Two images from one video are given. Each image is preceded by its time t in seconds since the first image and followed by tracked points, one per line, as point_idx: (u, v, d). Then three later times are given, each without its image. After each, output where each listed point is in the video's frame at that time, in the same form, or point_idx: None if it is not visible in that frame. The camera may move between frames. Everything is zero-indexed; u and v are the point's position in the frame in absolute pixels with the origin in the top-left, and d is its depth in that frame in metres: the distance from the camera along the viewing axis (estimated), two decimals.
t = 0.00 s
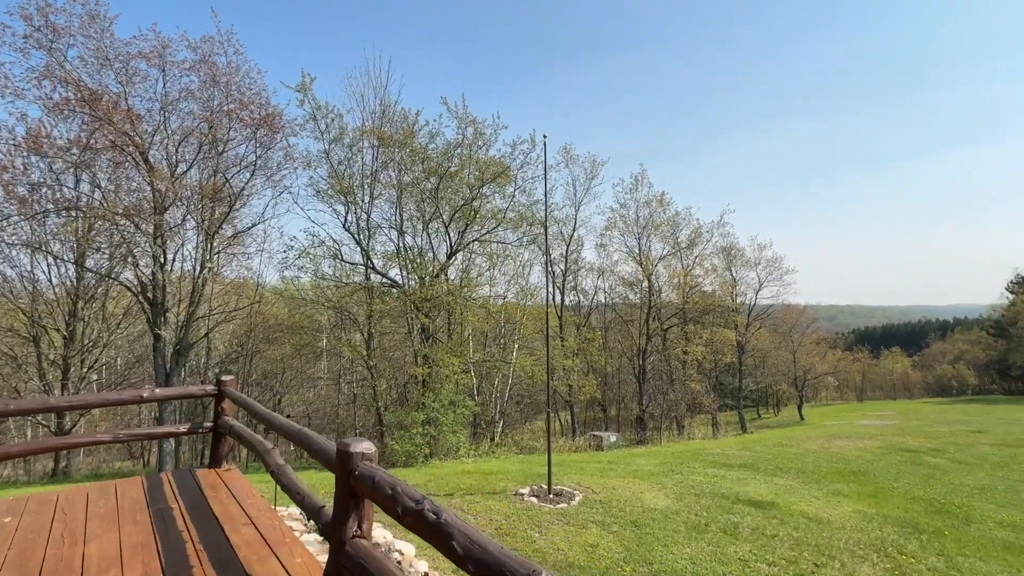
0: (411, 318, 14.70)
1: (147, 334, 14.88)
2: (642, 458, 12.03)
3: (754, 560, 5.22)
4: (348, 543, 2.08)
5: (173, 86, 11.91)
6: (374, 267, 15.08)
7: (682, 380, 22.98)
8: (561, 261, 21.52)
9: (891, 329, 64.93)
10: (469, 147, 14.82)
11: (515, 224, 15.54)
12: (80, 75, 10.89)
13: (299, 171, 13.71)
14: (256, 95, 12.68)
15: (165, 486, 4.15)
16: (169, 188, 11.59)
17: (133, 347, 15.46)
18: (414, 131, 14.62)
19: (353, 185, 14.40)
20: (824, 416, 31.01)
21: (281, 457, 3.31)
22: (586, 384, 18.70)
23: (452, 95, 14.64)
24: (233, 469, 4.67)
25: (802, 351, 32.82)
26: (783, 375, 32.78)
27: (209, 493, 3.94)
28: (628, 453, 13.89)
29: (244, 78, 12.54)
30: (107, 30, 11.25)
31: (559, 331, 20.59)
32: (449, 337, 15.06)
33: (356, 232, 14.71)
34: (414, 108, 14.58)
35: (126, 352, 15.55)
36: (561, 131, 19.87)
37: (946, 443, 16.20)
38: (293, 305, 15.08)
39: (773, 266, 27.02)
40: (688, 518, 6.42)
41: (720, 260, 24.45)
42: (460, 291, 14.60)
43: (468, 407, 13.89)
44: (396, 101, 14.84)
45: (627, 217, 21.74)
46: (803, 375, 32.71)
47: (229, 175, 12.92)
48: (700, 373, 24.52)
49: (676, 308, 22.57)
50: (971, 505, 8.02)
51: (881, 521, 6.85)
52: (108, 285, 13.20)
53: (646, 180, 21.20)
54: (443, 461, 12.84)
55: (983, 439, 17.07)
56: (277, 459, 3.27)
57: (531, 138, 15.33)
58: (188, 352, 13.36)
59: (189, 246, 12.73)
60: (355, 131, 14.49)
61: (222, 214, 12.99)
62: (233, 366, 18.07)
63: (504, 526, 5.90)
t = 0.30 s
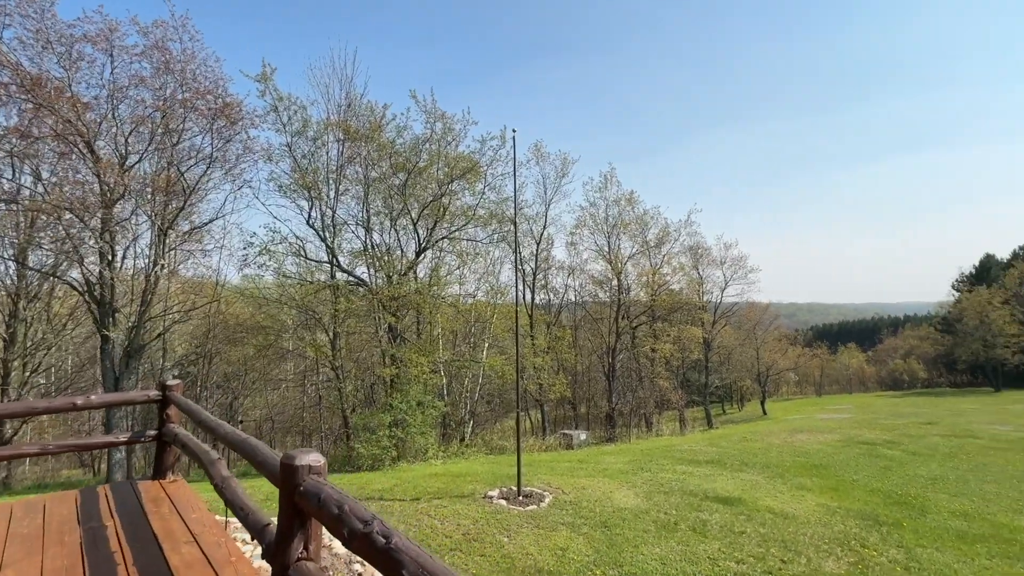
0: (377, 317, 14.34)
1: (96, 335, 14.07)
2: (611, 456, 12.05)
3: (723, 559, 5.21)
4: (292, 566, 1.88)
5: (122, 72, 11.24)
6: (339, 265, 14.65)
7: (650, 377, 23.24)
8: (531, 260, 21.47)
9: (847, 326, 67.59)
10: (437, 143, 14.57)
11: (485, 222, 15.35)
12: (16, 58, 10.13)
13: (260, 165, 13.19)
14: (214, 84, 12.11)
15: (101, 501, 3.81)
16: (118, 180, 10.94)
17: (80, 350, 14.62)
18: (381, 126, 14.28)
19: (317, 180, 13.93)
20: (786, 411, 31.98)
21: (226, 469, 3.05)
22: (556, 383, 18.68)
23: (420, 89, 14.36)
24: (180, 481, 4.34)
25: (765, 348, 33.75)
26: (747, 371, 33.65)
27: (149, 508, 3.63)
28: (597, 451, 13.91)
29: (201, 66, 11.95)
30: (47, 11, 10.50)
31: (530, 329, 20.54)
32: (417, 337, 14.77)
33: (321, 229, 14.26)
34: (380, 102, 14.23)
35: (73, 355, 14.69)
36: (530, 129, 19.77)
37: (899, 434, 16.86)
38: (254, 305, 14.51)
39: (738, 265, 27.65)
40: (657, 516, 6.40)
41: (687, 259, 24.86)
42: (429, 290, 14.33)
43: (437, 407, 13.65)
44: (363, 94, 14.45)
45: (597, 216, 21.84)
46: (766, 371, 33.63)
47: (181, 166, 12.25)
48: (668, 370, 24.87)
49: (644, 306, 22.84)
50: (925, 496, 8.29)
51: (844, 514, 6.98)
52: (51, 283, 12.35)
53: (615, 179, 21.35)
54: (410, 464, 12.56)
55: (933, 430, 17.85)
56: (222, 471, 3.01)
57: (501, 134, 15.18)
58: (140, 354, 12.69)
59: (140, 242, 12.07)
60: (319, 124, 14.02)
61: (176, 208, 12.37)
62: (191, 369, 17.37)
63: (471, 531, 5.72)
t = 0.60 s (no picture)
0: (339, 317, 13.92)
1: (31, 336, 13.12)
2: (577, 454, 12.06)
3: (687, 556, 5.23)
4: None
5: (60, 55, 10.46)
6: (299, 263, 14.15)
7: (616, 375, 23.47)
8: (498, 258, 21.35)
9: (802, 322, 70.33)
10: (401, 137, 14.22)
11: (450, 219, 15.09)
12: None
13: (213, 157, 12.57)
14: (163, 71, 11.45)
15: (23, 520, 3.48)
16: (54, 170, 10.16)
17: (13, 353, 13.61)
18: (342, 119, 13.84)
19: (275, 174, 13.40)
20: (745, 405, 32.98)
21: (161, 485, 2.80)
22: (522, 381, 18.63)
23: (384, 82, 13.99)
24: (120, 498, 4.03)
25: (726, 344, 34.70)
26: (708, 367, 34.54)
27: (77, 528, 3.33)
28: (563, 448, 13.93)
29: (149, 51, 11.27)
30: None
31: (496, 327, 20.42)
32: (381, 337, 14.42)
33: (279, 224, 13.73)
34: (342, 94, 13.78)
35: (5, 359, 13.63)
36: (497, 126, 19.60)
37: (850, 426, 17.59)
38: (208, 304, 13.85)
39: (700, 263, 28.25)
40: (622, 515, 6.40)
41: (651, 257, 25.24)
42: (392, 289, 14.00)
43: (401, 407, 13.38)
44: (324, 86, 13.98)
45: (563, 214, 21.90)
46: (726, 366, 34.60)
47: (125, 157, 11.54)
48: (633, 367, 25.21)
49: (610, 304, 23.07)
50: (877, 486, 8.62)
51: (802, 507, 7.15)
52: None
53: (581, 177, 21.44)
54: (373, 467, 12.26)
55: (881, 421, 18.69)
56: (156, 487, 2.77)
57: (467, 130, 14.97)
58: (80, 357, 11.89)
59: (80, 237, 11.29)
60: (277, 115, 13.47)
61: (120, 202, 11.63)
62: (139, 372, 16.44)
63: (434, 537, 5.56)
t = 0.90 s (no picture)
0: (293, 315, 13.39)
1: None
2: (539, 452, 12.04)
3: (646, 553, 5.24)
4: None
5: None
6: (250, 259, 13.54)
7: (577, 372, 23.66)
8: (460, 256, 21.13)
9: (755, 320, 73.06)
10: (359, 130, 13.82)
11: (410, 215, 14.77)
12: None
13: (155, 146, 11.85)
14: (97, 52, 10.67)
15: None
16: None
17: None
18: (296, 110, 13.31)
19: (224, 166, 12.76)
20: (701, 400, 33.95)
21: (76, 503, 2.54)
22: (484, 380, 18.50)
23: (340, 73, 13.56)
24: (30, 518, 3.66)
25: (684, 341, 35.61)
26: (666, 363, 35.35)
27: None
28: (525, 447, 13.90)
29: (81, 30, 10.47)
30: None
31: (457, 326, 20.20)
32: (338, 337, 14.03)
33: (229, 219, 13.08)
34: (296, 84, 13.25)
35: None
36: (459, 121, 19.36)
37: (800, 419, 18.33)
38: (150, 302, 13.07)
39: (659, 262, 28.89)
40: (582, 513, 6.38)
41: (612, 256, 25.59)
42: (351, 287, 13.61)
43: (357, 408, 13.02)
44: (277, 75, 13.41)
45: (525, 212, 21.87)
46: (684, 362, 35.51)
47: (55, 145, 10.74)
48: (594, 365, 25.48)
49: (572, 302, 23.22)
50: (824, 477, 8.97)
51: (755, 499, 7.34)
52: None
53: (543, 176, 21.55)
54: (329, 471, 11.86)
55: (827, 414, 19.58)
56: (69, 506, 2.51)
57: (428, 125, 14.72)
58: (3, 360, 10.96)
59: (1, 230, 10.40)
60: (226, 104, 12.82)
61: (49, 192, 10.79)
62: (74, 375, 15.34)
63: (389, 543, 5.37)
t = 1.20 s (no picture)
0: (240, 314, 12.75)
1: None
2: (496, 450, 11.97)
3: (600, 551, 5.26)
4: None
5: None
6: (192, 255, 12.81)
7: (536, 369, 23.76)
8: (417, 253, 20.78)
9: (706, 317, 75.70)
10: (310, 122, 13.31)
11: (364, 210, 14.36)
12: None
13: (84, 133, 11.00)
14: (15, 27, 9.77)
15: None
16: None
17: None
18: (242, 98, 12.67)
19: (163, 155, 11.99)
20: (655, 395, 34.85)
21: None
22: (442, 379, 18.26)
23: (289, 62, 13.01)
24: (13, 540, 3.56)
25: (639, 338, 36.43)
26: (622, 360, 36.07)
27: None
28: (481, 446, 13.78)
29: None
30: None
31: (414, 324, 19.86)
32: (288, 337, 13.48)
33: (168, 212, 12.32)
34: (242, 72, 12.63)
35: None
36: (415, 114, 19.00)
37: (747, 412, 19.09)
38: (79, 300, 12.15)
39: (616, 261, 29.42)
40: (538, 512, 6.35)
41: (569, 254, 25.83)
42: (302, 284, 13.10)
43: (308, 409, 12.56)
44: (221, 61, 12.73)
45: (483, 209, 21.74)
46: (639, 358, 36.33)
47: None
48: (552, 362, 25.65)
49: (530, 299, 23.25)
50: (769, 467, 9.33)
51: (706, 492, 7.54)
52: None
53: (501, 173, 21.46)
54: (277, 477, 11.37)
55: (772, 406, 20.48)
56: None
57: (383, 118, 14.37)
58: None
59: None
60: (164, 89, 12.06)
61: None
62: None
63: (338, 551, 5.17)
